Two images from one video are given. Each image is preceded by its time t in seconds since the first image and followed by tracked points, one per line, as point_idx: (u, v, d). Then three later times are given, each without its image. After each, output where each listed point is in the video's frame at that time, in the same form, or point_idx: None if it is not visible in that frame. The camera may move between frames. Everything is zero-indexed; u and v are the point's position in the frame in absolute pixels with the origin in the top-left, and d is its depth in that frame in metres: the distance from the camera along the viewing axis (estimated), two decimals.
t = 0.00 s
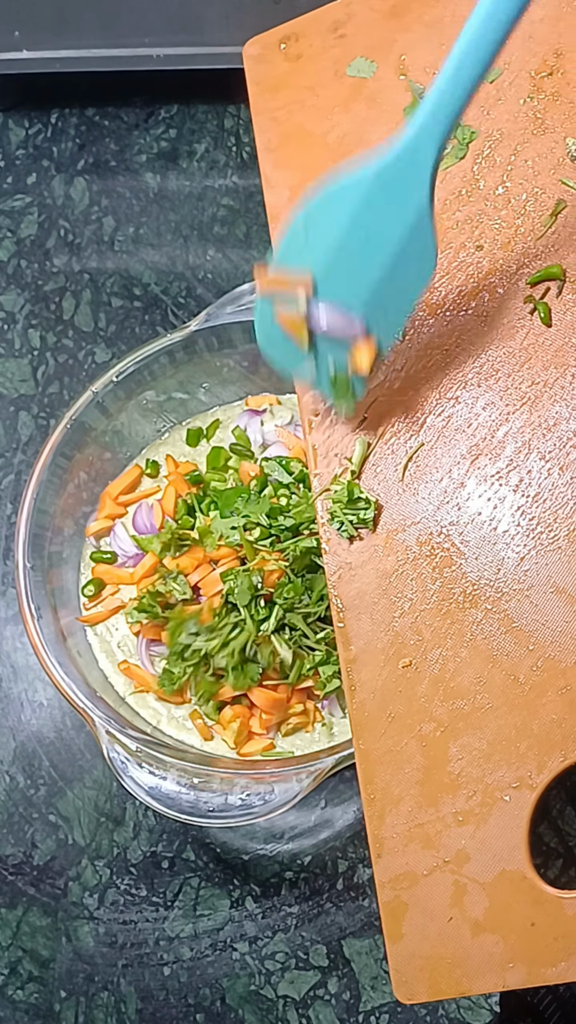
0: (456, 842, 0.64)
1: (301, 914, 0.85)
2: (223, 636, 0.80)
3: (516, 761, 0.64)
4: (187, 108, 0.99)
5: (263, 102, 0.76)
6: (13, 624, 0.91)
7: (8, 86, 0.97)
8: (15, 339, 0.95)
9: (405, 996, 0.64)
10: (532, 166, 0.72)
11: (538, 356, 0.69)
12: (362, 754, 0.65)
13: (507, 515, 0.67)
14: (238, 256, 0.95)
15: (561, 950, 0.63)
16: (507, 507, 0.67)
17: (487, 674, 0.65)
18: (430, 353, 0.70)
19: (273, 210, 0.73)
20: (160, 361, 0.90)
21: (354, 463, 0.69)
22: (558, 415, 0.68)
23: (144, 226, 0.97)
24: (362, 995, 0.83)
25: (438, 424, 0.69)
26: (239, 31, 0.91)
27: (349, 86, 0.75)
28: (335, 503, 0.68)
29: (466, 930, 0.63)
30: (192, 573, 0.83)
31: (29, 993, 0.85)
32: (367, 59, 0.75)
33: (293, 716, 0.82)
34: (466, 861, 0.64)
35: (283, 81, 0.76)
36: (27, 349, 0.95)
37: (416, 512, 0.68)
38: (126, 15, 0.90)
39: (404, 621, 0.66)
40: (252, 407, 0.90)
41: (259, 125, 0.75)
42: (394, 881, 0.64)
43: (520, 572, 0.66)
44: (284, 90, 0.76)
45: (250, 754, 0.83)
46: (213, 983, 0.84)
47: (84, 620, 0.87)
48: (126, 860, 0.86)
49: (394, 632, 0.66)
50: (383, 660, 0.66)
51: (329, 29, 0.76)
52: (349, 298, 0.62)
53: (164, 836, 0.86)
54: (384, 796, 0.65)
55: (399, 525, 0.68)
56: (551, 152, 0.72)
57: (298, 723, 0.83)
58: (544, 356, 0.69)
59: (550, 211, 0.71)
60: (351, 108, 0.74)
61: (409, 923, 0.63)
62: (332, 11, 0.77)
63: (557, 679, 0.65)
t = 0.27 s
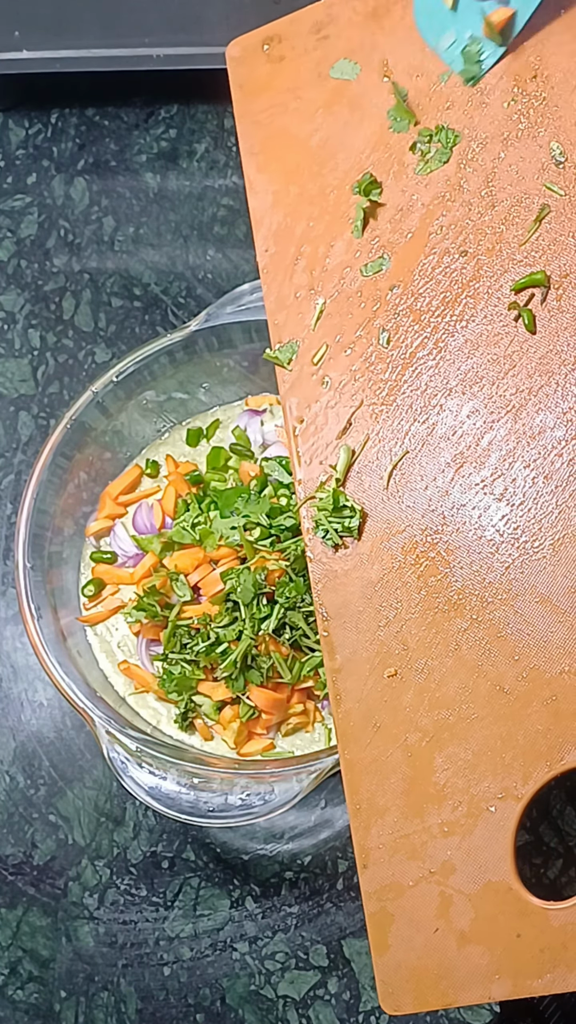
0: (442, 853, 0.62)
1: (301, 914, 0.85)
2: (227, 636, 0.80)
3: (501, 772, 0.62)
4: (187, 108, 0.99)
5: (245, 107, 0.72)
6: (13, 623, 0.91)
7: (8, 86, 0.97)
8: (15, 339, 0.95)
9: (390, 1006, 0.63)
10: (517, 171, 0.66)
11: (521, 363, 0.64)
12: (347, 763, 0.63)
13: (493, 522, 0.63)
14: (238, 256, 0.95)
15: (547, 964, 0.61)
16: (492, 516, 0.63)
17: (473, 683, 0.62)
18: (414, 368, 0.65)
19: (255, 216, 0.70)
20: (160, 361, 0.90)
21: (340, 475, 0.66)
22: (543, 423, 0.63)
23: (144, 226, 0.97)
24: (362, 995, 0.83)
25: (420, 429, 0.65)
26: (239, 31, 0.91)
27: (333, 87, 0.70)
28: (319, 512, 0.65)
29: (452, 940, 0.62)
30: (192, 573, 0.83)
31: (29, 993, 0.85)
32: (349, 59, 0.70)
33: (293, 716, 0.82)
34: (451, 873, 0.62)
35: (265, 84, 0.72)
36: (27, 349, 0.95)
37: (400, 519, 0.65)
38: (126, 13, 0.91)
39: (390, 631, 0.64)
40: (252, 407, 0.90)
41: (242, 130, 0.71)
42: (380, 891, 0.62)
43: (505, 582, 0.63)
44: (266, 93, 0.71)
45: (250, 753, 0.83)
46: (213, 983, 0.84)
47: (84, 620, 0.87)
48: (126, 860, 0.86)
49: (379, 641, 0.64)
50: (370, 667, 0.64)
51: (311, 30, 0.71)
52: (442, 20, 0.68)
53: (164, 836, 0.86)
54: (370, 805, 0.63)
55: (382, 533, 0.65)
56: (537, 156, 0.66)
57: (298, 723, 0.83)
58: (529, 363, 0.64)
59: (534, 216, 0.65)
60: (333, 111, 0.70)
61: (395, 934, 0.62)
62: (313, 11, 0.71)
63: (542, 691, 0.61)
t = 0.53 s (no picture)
0: (450, 831, 0.62)
1: (301, 914, 0.85)
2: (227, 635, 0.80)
3: (511, 753, 0.63)
4: (187, 107, 0.99)
5: (275, 99, 0.76)
6: (13, 624, 0.91)
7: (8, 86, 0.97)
8: (15, 339, 0.95)
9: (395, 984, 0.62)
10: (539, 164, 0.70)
11: (539, 353, 0.67)
12: (359, 743, 0.64)
13: (509, 507, 0.66)
14: (238, 256, 0.95)
15: (551, 944, 0.61)
16: (508, 501, 0.66)
17: (485, 666, 0.64)
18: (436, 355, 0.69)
19: (284, 205, 0.73)
20: (160, 361, 0.90)
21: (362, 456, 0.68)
22: (560, 412, 0.66)
23: (144, 225, 0.97)
24: (362, 995, 0.83)
25: (439, 416, 0.68)
26: (240, 32, 0.91)
27: (363, 81, 0.75)
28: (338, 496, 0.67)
29: (457, 920, 0.62)
30: (192, 573, 0.83)
31: (29, 993, 0.84)
32: (380, 54, 0.75)
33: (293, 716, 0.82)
34: (459, 852, 0.62)
35: (296, 75, 0.76)
36: (27, 349, 0.95)
37: (418, 503, 0.67)
38: (128, 13, 0.90)
39: (404, 612, 0.65)
40: (251, 407, 0.90)
41: (273, 118, 0.76)
42: (388, 868, 0.63)
43: (519, 568, 0.65)
44: (295, 86, 0.76)
45: (249, 753, 0.83)
46: (213, 983, 0.84)
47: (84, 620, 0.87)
48: (126, 860, 0.86)
49: (393, 622, 0.65)
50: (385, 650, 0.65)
51: (343, 25, 0.76)
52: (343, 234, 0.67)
53: (164, 836, 0.86)
54: (381, 784, 0.63)
55: (401, 514, 0.67)
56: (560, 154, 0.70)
57: (298, 723, 0.83)
58: (547, 354, 0.67)
59: (557, 209, 0.69)
60: (363, 105, 0.74)
61: (402, 911, 0.62)
62: (346, 7, 0.77)
63: (554, 672, 0.63)
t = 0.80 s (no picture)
0: (440, 856, 0.60)
1: (301, 914, 0.85)
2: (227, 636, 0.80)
3: (497, 776, 0.60)
4: (187, 107, 0.99)
5: (243, 127, 0.73)
6: (13, 623, 0.91)
7: (8, 87, 0.97)
8: (15, 339, 0.95)
9: (388, 1011, 0.60)
10: (515, 168, 0.65)
11: (515, 371, 0.62)
12: (345, 771, 0.62)
13: (488, 528, 0.61)
14: (238, 256, 0.95)
15: (543, 965, 0.59)
16: (486, 524, 0.61)
17: (468, 692, 0.60)
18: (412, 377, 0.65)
19: (253, 235, 0.71)
20: (160, 361, 0.90)
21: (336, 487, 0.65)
22: (535, 433, 0.61)
23: (144, 226, 0.97)
24: (363, 995, 0.83)
25: (415, 441, 0.64)
26: (239, 32, 0.91)
27: (326, 110, 0.71)
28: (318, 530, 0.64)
29: (449, 942, 0.59)
30: (191, 573, 0.83)
31: (28, 993, 0.84)
32: (343, 82, 0.72)
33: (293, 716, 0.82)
34: (448, 877, 0.60)
35: (263, 104, 0.73)
36: (27, 349, 0.95)
37: (397, 528, 0.63)
38: (126, 15, 0.90)
39: (386, 638, 0.62)
40: (252, 407, 0.90)
41: (241, 149, 0.73)
42: (379, 896, 0.61)
43: (500, 590, 0.61)
44: (263, 114, 0.73)
45: (250, 753, 0.83)
46: (213, 983, 0.84)
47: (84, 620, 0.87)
48: (126, 860, 0.86)
49: (374, 651, 0.62)
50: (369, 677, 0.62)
51: (306, 55, 0.73)
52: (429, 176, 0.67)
53: (164, 836, 0.86)
54: (368, 812, 0.61)
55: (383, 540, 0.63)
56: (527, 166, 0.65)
57: (298, 723, 0.83)
58: (521, 374, 0.62)
59: (524, 232, 0.64)
60: (329, 132, 0.71)
61: (393, 938, 0.60)
62: (309, 36, 0.73)
63: (538, 695, 0.59)
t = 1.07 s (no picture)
0: (437, 844, 0.62)
1: (301, 914, 0.85)
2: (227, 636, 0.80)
3: (495, 764, 0.61)
4: (187, 107, 0.99)
5: (242, 112, 0.73)
6: (13, 623, 0.91)
7: (8, 86, 0.97)
8: (15, 339, 0.95)
9: (385, 997, 0.62)
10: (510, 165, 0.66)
11: (514, 357, 0.64)
12: (344, 758, 0.63)
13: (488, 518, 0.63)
14: (238, 256, 0.95)
15: (539, 956, 0.60)
16: (486, 510, 0.63)
17: (467, 677, 0.62)
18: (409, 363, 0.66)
19: (253, 218, 0.70)
20: (160, 361, 0.90)
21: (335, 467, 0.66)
22: (535, 418, 0.63)
23: (143, 226, 0.97)
24: (362, 995, 0.83)
25: (415, 424, 0.65)
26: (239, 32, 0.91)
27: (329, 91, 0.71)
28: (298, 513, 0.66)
29: (446, 933, 0.61)
30: (191, 573, 0.83)
31: (29, 993, 0.85)
32: (346, 61, 0.72)
33: (293, 716, 0.82)
34: (445, 866, 0.61)
35: (263, 88, 0.73)
36: (27, 349, 0.95)
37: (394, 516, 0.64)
38: (128, 13, 0.89)
39: (385, 625, 0.63)
40: (251, 407, 0.90)
41: (242, 132, 0.72)
42: (376, 883, 0.62)
43: (500, 577, 0.62)
44: (261, 99, 0.73)
45: (250, 753, 0.83)
46: (213, 983, 0.84)
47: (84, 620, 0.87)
48: (126, 860, 0.86)
49: (373, 638, 0.63)
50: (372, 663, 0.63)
51: (308, 35, 0.73)
52: (511, 264, 0.64)
53: (164, 836, 0.86)
54: (366, 799, 0.62)
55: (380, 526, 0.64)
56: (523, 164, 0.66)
57: (298, 723, 0.83)
58: (521, 359, 0.64)
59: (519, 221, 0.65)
60: (331, 115, 0.71)
61: (391, 925, 0.62)
62: (310, 16, 0.73)
63: (536, 682, 0.61)
